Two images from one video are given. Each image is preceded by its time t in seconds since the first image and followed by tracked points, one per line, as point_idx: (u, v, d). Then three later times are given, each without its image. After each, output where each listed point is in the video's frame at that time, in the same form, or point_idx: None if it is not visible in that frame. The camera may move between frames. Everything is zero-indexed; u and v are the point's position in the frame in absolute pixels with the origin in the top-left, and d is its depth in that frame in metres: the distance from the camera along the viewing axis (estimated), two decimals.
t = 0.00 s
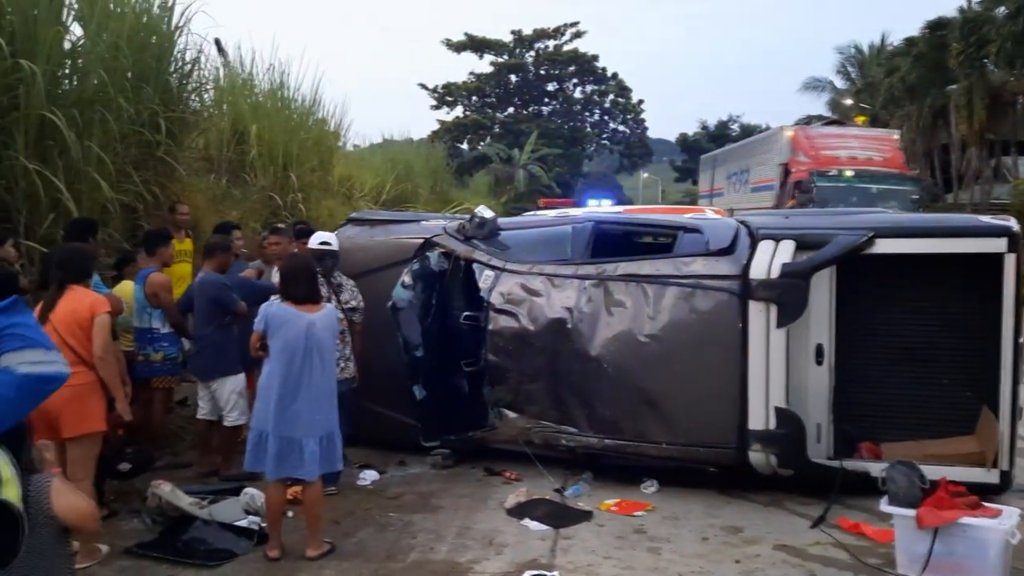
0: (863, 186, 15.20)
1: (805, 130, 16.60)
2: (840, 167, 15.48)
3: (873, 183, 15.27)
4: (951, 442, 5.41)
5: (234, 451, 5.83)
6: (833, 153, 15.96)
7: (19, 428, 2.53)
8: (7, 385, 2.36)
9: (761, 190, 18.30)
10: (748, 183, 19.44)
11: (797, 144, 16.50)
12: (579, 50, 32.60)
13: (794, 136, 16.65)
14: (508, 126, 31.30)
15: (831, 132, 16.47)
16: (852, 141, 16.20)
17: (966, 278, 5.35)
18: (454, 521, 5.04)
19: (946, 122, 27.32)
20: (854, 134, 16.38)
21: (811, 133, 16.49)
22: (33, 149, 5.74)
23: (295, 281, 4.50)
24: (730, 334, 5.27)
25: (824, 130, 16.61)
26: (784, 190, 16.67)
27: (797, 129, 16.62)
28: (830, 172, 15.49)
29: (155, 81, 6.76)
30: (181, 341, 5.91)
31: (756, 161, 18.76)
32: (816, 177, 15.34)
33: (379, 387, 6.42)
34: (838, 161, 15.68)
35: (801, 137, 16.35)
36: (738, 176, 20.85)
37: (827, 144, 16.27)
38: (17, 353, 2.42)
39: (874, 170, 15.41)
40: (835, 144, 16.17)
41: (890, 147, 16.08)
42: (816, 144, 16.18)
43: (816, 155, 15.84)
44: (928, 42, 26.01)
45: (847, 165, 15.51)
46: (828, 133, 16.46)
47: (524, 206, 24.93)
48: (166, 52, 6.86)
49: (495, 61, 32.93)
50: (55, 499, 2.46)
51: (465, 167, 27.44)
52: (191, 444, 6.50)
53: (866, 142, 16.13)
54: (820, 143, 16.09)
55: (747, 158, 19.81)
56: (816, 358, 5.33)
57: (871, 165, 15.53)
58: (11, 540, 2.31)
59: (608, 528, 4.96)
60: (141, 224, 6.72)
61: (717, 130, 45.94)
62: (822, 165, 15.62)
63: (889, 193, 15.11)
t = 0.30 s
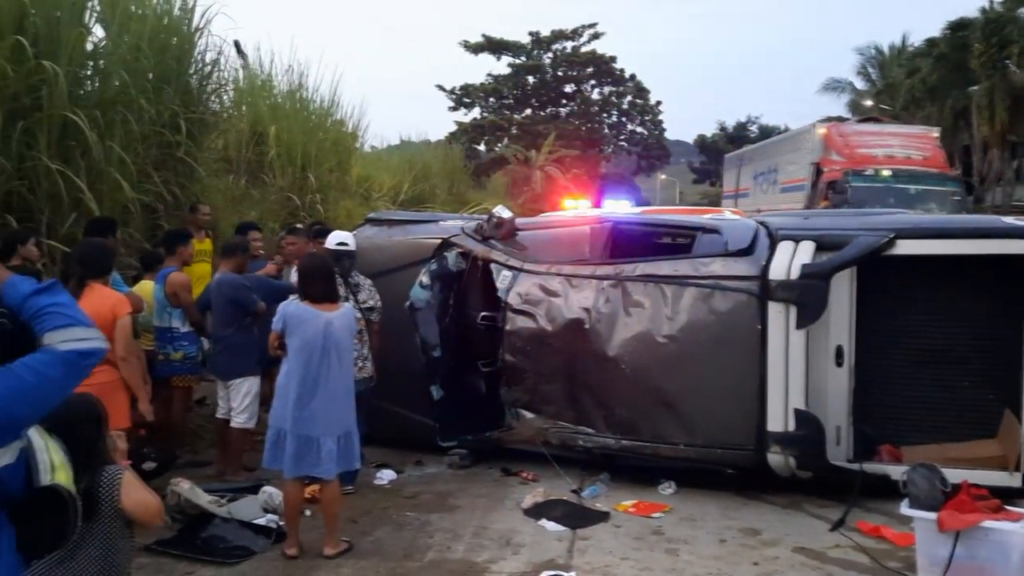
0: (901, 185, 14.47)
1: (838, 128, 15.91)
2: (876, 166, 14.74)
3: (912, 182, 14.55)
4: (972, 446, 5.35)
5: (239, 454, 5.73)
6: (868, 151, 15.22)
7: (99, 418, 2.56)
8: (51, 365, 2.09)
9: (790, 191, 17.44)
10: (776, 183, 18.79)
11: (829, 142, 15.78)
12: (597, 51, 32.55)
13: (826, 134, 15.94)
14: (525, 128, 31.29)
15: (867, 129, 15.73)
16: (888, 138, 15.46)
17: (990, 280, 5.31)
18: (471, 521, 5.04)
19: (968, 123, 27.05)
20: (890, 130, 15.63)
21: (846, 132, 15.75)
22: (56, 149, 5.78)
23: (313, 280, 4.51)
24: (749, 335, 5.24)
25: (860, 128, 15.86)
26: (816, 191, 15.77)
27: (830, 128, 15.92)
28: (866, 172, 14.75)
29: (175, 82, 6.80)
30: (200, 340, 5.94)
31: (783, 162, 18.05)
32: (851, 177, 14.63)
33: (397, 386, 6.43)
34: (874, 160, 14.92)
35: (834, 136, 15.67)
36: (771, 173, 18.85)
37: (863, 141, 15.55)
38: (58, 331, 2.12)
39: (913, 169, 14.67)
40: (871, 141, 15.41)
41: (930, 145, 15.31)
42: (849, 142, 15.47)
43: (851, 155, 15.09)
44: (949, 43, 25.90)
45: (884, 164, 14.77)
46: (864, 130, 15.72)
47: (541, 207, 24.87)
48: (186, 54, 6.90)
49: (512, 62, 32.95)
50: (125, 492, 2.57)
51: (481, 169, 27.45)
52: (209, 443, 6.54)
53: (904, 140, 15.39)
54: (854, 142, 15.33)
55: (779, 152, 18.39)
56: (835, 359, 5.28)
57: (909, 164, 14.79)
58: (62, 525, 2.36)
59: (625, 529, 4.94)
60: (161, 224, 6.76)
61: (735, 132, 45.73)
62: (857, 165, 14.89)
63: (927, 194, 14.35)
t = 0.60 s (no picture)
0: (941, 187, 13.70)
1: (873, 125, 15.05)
2: (916, 166, 13.90)
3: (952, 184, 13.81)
4: (993, 450, 5.31)
5: (252, 454, 5.78)
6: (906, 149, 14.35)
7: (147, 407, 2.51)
8: (109, 345, 2.13)
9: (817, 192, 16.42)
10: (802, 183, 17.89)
11: (864, 140, 14.92)
12: (615, 54, 32.52)
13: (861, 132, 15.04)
14: (543, 130, 31.27)
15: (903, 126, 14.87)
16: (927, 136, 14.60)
17: (1012, 285, 5.28)
18: (488, 521, 5.04)
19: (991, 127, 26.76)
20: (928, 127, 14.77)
21: (881, 130, 14.86)
22: (79, 150, 5.84)
23: (333, 281, 4.53)
24: (768, 337, 5.22)
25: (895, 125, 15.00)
26: (850, 192, 14.92)
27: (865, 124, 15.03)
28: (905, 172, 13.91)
29: (197, 83, 6.85)
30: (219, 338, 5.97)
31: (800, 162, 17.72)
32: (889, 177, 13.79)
33: (414, 387, 6.44)
34: (914, 159, 14.06)
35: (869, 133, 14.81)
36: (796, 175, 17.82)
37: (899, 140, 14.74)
38: (115, 314, 2.15)
39: (955, 169, 13.89)
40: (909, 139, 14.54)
41: (971, 144, 14.54)
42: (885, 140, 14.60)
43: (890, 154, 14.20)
44: (971, 46, 25.71)
45: (923, 163, 13.97)
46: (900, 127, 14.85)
47: (559, 209, 24.82)
48: (207, 55, 6.95)
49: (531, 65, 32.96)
50: (165, 491, 2.78)
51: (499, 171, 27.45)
52: (228, 441, 6.57)
53: (943, 137, 14.53)
54: (892, 140, 14.48)
55: (803, 153, 17.52)
56: (856, 363, 5.23)
57: (950, 164, 14.00)
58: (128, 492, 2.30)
59: (643, 532, 4.92)
60: (182, 224, 6.80)
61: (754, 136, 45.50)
62: (896, 164, 14.03)
63: (970, 195, 13.64)
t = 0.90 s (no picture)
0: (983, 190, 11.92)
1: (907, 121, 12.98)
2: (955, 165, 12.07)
3: (997, 185, 12.01)
4: (1014, 457, 5.24)
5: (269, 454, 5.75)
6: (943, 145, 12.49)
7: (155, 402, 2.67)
8: (164, 332, 2.23)
9: (844, 193, 14.48)
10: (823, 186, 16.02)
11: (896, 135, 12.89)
12: (631, 54, 32.40)
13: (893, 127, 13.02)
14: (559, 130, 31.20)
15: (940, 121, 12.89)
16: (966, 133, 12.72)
17: None
18: (501, 523, 5.02)
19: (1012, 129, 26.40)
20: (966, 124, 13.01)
21: (917, 125, 12.85)
22: (96, 149, 5.84)
23: (347, 281, 4.52)
24: (785, 340, 5.17)
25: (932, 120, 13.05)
26: (882, 193, 12.86)
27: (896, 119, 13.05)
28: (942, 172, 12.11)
29: (213, 83, 6.86)
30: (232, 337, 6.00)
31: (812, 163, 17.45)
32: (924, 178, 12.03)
33: (428, 387, 6.43)
34: (953, 157, 12.14)
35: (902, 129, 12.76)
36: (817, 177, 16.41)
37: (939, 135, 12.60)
38: (169, 305, 2.26)
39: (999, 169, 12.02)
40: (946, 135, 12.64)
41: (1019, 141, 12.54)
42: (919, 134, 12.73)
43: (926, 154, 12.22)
44: (992, 47, 25.45)
45: (963, 163, 12.09)
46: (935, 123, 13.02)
47: (573, 210, 24.77)
48: (223, 55, 6.95)
49: (546, 65, 32.91)
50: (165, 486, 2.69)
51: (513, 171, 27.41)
52: (243, 441, 6.58)
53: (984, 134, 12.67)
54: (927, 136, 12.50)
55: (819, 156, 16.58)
56: (873, 366, 5.17)
57: (994, 162, 12.10)
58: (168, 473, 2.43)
59: (657, 535, 4.89)
60: (197, 223, 6.81)
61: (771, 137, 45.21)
62: (932, 161, 12.13)
63: (1015, 197, 11.92)
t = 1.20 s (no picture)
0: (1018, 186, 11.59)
1: (935, 119, 12.72)
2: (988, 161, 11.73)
3: None
4: None
5: (279, 454, 5.78)
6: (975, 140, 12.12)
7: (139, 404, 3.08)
8: (240, 342, 2.62)
9: (867, 193, 14.41)
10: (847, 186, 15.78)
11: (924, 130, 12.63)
12: (641, 55, 32.38)
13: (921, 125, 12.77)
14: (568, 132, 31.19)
15: (971, 119, 12.65)
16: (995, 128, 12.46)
17: None
18: (511, 524, 5.03)
19: None
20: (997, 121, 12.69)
21: (946, 122, 12.60)
22: (108, 151, 5.88)
23: (358, 283, 4.52)
24: (795, 342, 5.16)
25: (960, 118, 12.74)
26: (909, 193, 12.63)
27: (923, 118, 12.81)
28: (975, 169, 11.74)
29: (225, 86, 6.89)
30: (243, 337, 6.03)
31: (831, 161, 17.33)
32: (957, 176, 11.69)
33: (438, 388, 6.45)
34: (986, 154, 11.81)
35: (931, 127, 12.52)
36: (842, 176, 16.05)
37: (969, 132, 12.33)
38: (242, 316, 2.66)
39: None
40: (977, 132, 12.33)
41: None
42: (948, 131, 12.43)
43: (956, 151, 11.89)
44: (1005, 47, 25.32)
45: (996, 160, 11.76)
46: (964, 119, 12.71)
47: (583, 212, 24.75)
48: (234, 57, 6.98)
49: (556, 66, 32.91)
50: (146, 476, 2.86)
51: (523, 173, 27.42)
52: (253, 441, 6.61)
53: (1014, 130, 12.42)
54: (958, 133, 12.23)
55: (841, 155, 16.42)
56: (883, 368, 5.16)
57: None
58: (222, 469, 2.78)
59: (666, 536, 4.89)
60: (209, 225, 6.84)
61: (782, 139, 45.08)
62: (964, 158, 11.81)
63: None
